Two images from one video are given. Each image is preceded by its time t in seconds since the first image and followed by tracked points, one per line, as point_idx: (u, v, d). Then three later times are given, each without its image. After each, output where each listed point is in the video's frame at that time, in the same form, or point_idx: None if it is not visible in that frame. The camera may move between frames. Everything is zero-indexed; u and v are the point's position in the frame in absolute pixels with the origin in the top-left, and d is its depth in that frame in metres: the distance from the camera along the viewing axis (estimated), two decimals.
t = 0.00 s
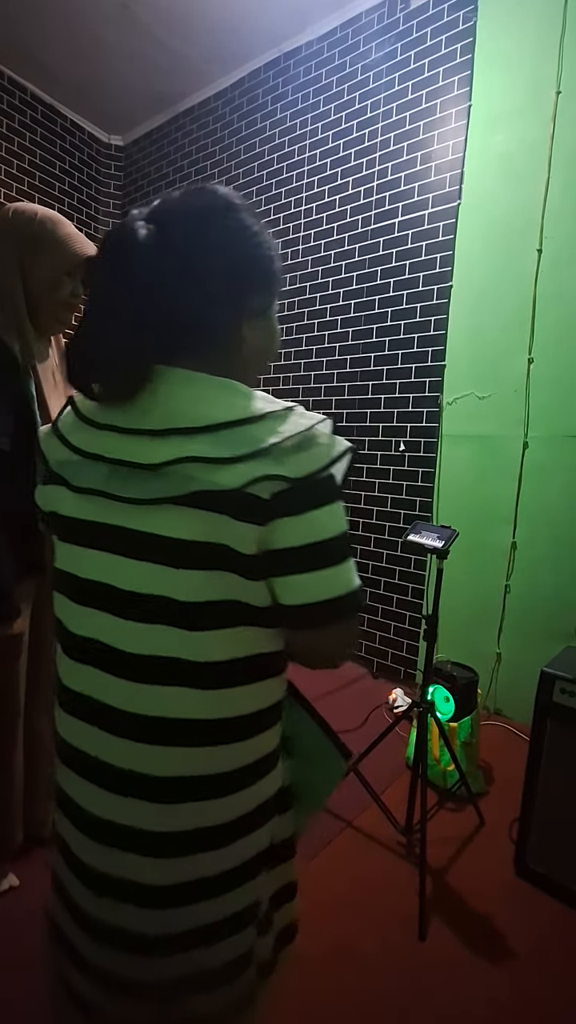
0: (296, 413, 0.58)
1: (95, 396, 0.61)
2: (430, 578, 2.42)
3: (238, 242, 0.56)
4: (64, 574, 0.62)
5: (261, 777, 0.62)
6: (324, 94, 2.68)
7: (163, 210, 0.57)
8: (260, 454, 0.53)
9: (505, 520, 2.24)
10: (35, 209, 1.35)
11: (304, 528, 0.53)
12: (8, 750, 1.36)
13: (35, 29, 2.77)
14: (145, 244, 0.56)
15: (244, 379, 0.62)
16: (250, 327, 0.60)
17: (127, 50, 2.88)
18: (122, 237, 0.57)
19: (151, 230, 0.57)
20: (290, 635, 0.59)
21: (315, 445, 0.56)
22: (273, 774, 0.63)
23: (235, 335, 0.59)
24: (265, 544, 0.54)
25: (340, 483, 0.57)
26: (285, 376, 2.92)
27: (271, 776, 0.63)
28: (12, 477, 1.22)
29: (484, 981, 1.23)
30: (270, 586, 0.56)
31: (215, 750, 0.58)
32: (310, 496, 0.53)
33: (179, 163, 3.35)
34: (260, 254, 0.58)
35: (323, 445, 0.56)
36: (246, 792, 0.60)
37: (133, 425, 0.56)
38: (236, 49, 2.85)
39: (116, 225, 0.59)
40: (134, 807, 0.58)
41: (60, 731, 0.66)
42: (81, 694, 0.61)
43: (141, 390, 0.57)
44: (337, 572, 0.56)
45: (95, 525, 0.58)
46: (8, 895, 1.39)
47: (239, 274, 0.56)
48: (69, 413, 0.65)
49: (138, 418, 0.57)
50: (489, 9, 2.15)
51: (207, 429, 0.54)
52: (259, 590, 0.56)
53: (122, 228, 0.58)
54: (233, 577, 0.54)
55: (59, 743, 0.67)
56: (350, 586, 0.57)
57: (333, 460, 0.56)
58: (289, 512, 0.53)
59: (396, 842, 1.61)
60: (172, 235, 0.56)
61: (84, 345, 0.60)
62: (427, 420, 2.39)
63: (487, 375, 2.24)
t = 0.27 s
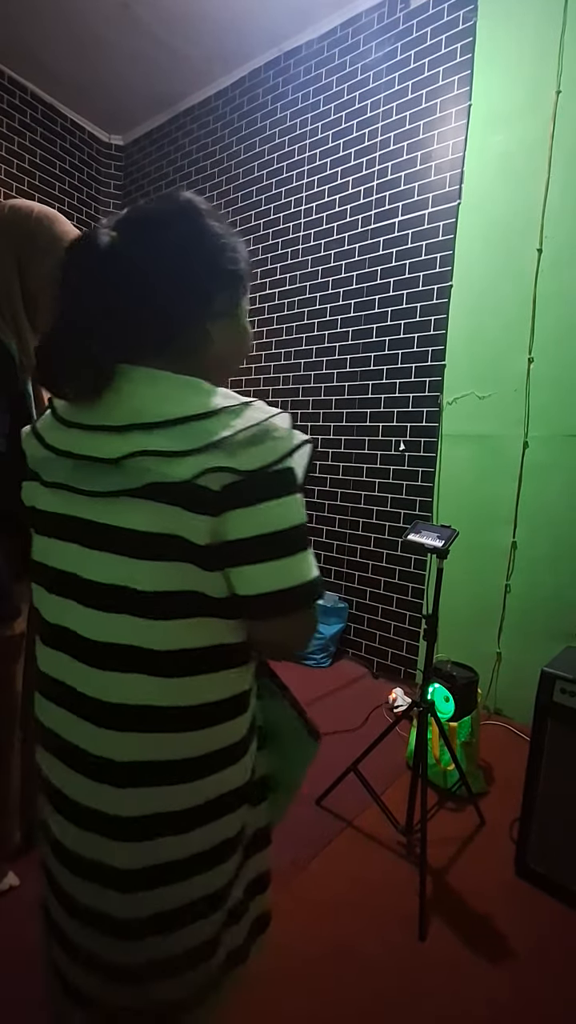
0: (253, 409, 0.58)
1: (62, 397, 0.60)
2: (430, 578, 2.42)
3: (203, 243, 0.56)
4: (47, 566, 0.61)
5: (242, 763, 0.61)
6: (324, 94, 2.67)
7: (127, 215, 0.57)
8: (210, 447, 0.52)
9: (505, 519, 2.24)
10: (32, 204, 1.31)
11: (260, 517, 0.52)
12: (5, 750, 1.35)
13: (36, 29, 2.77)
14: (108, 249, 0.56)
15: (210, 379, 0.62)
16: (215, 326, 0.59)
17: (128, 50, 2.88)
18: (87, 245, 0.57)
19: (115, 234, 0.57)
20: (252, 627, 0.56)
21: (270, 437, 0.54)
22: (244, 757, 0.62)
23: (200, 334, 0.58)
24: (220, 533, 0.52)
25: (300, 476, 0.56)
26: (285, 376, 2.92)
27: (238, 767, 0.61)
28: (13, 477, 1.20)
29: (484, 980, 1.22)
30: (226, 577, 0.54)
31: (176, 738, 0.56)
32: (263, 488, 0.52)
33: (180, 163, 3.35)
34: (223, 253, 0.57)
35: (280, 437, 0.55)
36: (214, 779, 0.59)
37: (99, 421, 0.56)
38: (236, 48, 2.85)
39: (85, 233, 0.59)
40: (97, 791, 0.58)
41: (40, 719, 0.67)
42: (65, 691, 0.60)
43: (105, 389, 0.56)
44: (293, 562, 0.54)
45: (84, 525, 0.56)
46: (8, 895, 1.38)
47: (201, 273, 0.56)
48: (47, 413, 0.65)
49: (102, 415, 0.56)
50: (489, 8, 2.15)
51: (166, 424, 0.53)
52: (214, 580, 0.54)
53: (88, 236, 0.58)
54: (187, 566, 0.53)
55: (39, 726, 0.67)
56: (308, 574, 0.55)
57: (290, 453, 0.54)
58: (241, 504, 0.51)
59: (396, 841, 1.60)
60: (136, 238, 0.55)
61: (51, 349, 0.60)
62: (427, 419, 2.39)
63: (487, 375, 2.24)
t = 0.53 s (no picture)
0: (210, 407, 0.57)
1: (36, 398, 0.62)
2: (430, 578, 2.42)
3: (168, 245, 0.56)
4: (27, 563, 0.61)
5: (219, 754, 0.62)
6: (324, 94, 2.68)
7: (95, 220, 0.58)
8: (159, 446, 0.52)
9: (505, 520, 2.24)
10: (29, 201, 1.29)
11: (209, 516, 0.52)
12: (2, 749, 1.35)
13: (37, 29, 2.77)
14: (74, 255, 0.57)
15: (179, 382, 0.62)
16: (182, 327, 0.59)
17: (129, 50, 2.88)
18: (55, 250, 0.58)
19: (83, 240, 0.58)
20: (203, 625, 0.55)
21: (223, 436, 0.54)
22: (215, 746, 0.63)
23: (165, 334, 0.58)
24: (171, 531, 0.52)
25: (257, 474, 0.56)
26: (284, 376, 2.92)
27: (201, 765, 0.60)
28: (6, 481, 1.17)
29: (484, 981, 1.22)
30: (178, 574, 0.54)
31: (137, 730, 0.56)
32: (211, 487, 0.52)
33: (179, 163, 3.35)
34: (188, 255, 0.57)
35: (234, 437, 0.55)
36: (180, 770, 0.59)
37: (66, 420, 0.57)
38: (236, 48, 2.85)
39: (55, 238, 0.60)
40: (79, 784, 0.57)
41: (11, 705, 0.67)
42: (42, 685, 0.59)
43: (71, 389, 0.57)
44: (245, 560, 0.53)
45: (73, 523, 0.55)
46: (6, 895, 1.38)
47: (164, 275, 0.56)
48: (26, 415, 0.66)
49: (68, 414, 0.57)
50: (489, 8, 2.15)
51: (122, 422, 0.54)
52: (167, 576, 0.54)
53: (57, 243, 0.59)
54: (142, 563, 0.53)
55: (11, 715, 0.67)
56: (261, 572, 0.55)
57: (243, 451, 0.54)
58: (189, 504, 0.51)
59: (396, 842, 1.60)
60: (99, 242, 0.56)
61: (16, 350, 0.61)
62: (427, 419, 2.39)
63: (487, 376, 2.24)
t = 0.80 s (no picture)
0: (179, 405, 0.58)
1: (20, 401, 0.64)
2: (430, 578, 2.42)
3: (143, 246, 0.58)
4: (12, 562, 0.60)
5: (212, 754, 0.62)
6: (324, 93, 2.67)
7: (80, 227, 0.62)
8: (125, 442, 0.53)
9: (505, 520, 2.24)
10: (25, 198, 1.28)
11: (175, 514, 0.52)
12: None
13: (37, 28, 2.77)
14: (59, 260, 0.61)
15: (160, 382, 0.64)
16: (161, 326, 0.61)
17: (129, 49, 2.88)
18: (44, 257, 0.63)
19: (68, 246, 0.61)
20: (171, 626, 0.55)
21: (193, 433, 0.54)
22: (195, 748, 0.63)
23: (142, 333, 0.60)
24: (137, 529, 0.54)
25: (229, 473, 0.56)
26: (285, 376, 2.92)
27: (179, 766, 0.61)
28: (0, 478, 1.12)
29: (484, 980, 1.22)
30: (147, 572, 0.54)
31: (106, 727, 0.57)
32: (177, 485, 0.52)
33: (179, 163, 3.35)
34: (164, 255, 0.59)
35: (204, 434, 0.55)
36: (152, 773, 0.59)
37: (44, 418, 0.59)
38: (236, 47, 2.85)
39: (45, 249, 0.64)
40: (78, 781, 0.58)
41: None
42: (28, 683, 0.59)
43: (52, 388, 0.60)
44: (212, 559, 0.53)
45: (71, 525, 0.55)
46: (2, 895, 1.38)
47: (138, 274, 0.58)
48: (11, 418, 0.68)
49: (47, 413, 0.59)
50: (489, 8, 2.15)
51: (93, 420, 0.55)
52: (137, 574, 0.55)
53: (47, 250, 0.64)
54: (111, 559, 0.54)
55: None
56: (229, 572, 0.54)
57: (212, 449, 0.55)
58: (153, 501, 0.52)
59: (396, 841, 1.60)
60: (79, 247, 0.59)
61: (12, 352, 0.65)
62: (427, 419, 2.39)
63: (487, 375, 2.24)
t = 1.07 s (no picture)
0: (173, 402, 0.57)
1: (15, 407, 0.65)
2: (430, 578, 2.42)
3: (120, 240, 0.59)
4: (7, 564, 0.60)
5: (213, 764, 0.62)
6: (324, 93, 2.67)
7: (61, 236, 0.64)
8: (114, 441, 0.53)
9: (505, 519, 2.24)
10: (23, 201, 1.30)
11: (162, 514, 0.52)
12: None
13: (37, 27, 2.77)
14: (46, 271, 0.63)
15: (149, 378, 0.63)
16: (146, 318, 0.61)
17: (129, 49, 2.88)
18: (33, 271, 0.65)
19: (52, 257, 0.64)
20: (163, 628, 0.55)
21: (184, 430, 0.54)
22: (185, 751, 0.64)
23: (127, 327, 0.60)
24: (126, 529, 0.54)
25: (221, 470, 0.55)
26: (285, 376, 2.92)
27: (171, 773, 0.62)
28: None
29: (484, 980, 1.22)
30: (136, 572, 0.54)
31: (94, 733, 0.57)
32: (166, 484, 0.52)
33: (179, 163, 3.35)
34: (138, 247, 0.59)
35: (195, 431, 0.55)
36: (135, 781, 0.59)
37: (36, 416, 0.59)
38: (237, 47, 2.85)
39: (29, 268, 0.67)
40: (75, 788, 0.58)
41: None
42: (22, 688, 0.59)
43: (44, 390, 0.61)
44: (202, 558, 0.52)
45: (66, 526, 0.55)
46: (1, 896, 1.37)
47: (113, 268, 0.59)
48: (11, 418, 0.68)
49: (39, 412, 0.59)
50: (489, 8, 2.15)
51: (84, 419, 0.56)
52: (125, 574, 0.55)
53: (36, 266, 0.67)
54: (100, 561, 0.55)
55: None
56: (222, 573, 0.54)
57: (203, 445, 0.54)
58: (141, 500, 0.52)
59: (396, 841, 1.60)
60: (62, 252, 0.61)
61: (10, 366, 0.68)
62: (427, 418, 2.39)
63: (487, 375, 2.24)
